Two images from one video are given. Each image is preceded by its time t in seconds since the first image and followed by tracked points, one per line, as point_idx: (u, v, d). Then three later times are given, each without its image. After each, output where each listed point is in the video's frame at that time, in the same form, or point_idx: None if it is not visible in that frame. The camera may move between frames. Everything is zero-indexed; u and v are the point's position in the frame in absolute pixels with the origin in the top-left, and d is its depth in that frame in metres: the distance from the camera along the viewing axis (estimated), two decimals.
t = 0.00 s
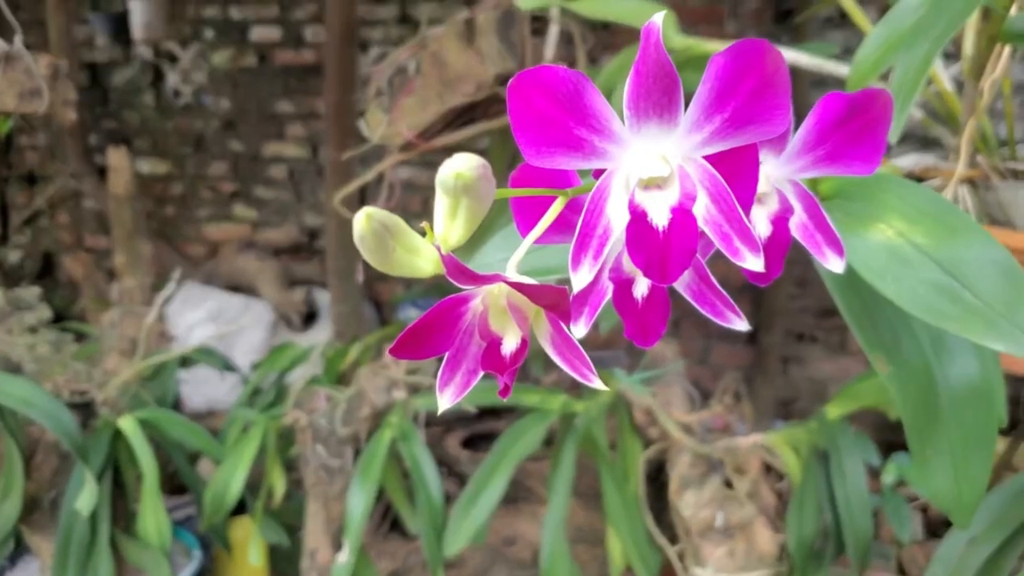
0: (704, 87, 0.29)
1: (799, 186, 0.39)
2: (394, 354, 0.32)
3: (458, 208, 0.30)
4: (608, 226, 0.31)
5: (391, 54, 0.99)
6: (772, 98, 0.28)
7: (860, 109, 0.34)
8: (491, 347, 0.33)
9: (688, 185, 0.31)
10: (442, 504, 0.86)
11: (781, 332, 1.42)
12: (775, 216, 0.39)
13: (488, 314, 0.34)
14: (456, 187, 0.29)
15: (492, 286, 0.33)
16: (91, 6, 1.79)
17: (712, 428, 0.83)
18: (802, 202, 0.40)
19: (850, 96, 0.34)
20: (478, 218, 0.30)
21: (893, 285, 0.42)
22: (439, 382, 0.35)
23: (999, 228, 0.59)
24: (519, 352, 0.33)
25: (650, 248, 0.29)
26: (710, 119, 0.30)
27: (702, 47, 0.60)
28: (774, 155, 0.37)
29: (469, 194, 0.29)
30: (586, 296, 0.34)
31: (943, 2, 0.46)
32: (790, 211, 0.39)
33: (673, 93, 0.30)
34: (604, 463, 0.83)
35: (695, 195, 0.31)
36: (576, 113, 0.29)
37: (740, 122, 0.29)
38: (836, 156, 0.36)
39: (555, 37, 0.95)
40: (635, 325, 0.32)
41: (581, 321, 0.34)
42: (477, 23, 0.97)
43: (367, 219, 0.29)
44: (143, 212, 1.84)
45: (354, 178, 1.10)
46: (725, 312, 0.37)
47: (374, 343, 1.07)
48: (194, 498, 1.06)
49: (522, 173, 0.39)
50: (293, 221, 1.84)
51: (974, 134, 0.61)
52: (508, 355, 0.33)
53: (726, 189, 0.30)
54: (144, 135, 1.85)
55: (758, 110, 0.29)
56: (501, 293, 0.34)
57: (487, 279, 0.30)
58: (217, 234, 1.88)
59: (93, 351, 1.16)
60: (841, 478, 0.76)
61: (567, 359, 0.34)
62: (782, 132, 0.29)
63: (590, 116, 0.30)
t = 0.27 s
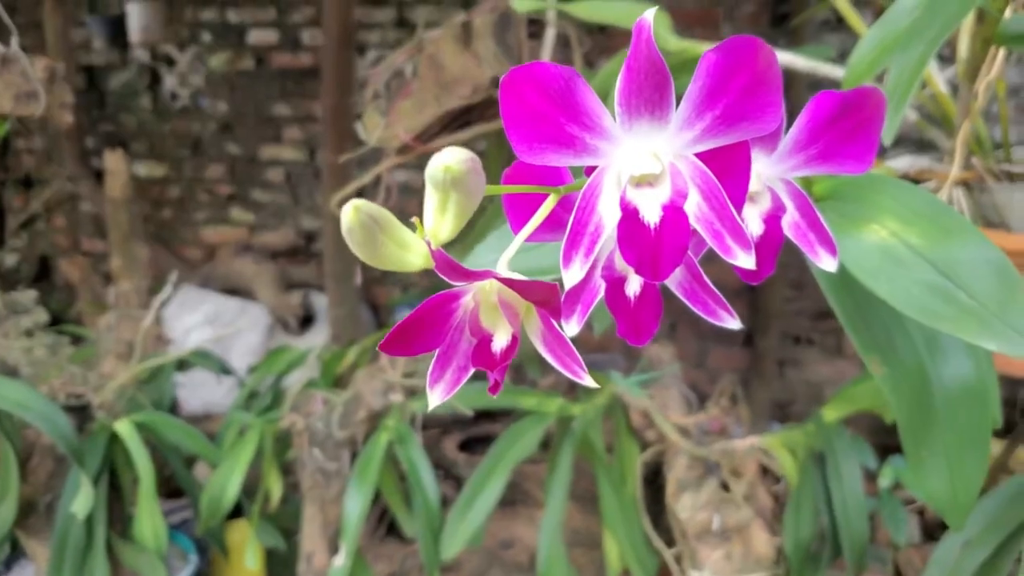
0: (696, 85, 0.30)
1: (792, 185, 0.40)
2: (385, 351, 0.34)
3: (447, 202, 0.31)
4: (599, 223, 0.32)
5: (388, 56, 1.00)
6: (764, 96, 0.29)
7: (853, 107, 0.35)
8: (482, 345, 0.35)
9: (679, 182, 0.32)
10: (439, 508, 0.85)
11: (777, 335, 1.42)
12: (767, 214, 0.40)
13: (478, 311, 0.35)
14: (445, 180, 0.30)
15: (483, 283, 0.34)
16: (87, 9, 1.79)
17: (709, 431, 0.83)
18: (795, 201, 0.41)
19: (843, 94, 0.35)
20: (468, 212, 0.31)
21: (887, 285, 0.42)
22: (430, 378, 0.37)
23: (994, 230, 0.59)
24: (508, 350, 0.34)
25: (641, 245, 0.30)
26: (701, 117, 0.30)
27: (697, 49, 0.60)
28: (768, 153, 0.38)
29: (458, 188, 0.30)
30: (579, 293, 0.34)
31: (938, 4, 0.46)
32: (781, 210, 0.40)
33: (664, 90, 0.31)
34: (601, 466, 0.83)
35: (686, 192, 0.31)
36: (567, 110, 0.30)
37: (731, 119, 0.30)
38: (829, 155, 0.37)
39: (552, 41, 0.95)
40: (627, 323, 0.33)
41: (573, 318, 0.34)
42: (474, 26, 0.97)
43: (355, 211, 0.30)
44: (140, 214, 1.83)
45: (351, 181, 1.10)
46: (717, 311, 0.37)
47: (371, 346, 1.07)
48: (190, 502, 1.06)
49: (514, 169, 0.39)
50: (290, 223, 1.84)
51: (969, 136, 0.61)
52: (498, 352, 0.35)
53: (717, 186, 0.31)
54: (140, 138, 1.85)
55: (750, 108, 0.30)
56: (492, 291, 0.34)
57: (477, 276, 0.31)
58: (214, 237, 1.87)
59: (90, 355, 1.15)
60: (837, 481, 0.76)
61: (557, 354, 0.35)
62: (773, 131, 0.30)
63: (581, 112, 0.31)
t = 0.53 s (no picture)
0: (688, 89, 0.30)
1: (786, 188, 0.41)
2: (379, 354, 0.34)
3: (440, 204, 0.30)
4: (593, 227, 0.32)
5: (387, 62, 1.00)
6: (757, 100, 0.30)
7: (846, 111, 0.37)
8: (476, 347, 0.35)
9: (672, 186, 0.32)
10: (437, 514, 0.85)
11: (776, 341, 1.42)
12: (761, 219, 0.41)
13: (473, 315, 0.35)
14: (437, 183, 0.30)
15: (477, 286, 0.34)
16: (86, 14, 1.79)
17: (707, 437, 0.83)
18: (788, 204, 0.41)
19: (838, 98, 0.36)
20: (461, 213, 0.31)
21: (883, 289, 0.42)
22: (425, 382, 0.37)
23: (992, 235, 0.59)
24: (503, 353, 0.34)
25: (635, 248, 0.30)
26: (694, 120, 0.31)
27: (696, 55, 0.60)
28: (762, 158, 0.39)
29: (450, 190, 0.30)
30: (574, 296, 0.34)
31: (935, 9, 0.47)
32: (775, 214, 0.41)
33: (657, 95, 0.31)
34: (600, 472, 0.83)
35: (680, 196, 0.32)
36: (560, 114, 0.31)
37: (724, 123, 0.31)
38: (824, 159, 0.38)
39: (551, 46, 0.95)
40: (622, 326, 0.33)
41: (568, 322, 0.34)
42: (472, 32, 0.97)
43: (347, 213, 0.30)
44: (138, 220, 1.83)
45: (350, 187, 1.10)
46: (712, 314, 0.37)
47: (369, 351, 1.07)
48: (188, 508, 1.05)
49: (509, 173, 0.39)
50: (289, 229, 1.84)
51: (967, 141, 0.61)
52: (492, 355, 0.35)
53: (710, 190, 0.31)
54: (139, 144, 1.85)
55: (743, 111, 0.30)
56: (486, 294, 0.35)
57: (471, 278, 0.31)
58: (212, 242, 1.87)
59: (88, 360, 1.15)
60: (836, 486, 0.76)
61: (551, 357, 0.35)
62: (766, 134, 0.31)
63: (574, 116, 0.31)
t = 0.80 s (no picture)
0: (680, 99, 0.32)
1: (779, 197, 0.42)
2: (373, 361, 0.34)
3: (432, 215, 0.31)
4: (586, 235, 0.33)
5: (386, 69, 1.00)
6: (748, 109, 0.31)
7: (839, 119, 0.38)
8: (470, 356, 0.35)
9: (665, 195, 0.33)
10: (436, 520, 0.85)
11: (775, 347, 1.42)
12: (755, 227, 0.41)
13: (467, 323, 0.35)
14: (429, 195, 0.31)
15: (471, 295, 0.35)
16: (85, 20, 1.79)
17: (707, 443, 0.83)
18: (782, 213, 0.42)
19: (830, 106, 0.38)
20: (453, 223, 0.32)
21: (879, 296, 0.42)
22: (419, 390, 0.37)
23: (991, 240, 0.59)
24: (497, 361, 0.35)
25: (627, 258, 0.31)
26: (685, 131, 0.32)
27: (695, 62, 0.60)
28: (756, 166, 0.40)
29: (441, 202, 0.31)
30: (570, 303, 0.36)
31: (932, 16, 0.47)
32: (769, 222, 0.42)
33: (648, 105, 0.32)
34: (599, 478, 0.83)
35: (672, 205, 0.33)
36: (553, 124, 0.32)
37: (714, 133, 0.32)
38: (819, 166, 0.39)
39: (549, 53, 0.96)
40: (617, 333, 0.35)
41: (564, 329, 0.36)
42: (472, 38, 0.97)
43: (338, 225, 0.30)
44: (137, 226, 1.83)
45: (349, 193, 1.10)
46: (705, 322, 0.38)
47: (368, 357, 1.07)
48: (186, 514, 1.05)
49: (504, 183, 0.40)
50: (288, 235, 1.84)
51: (966, 148, 0.61)
52: (486, 362, 0.35)
53: (701, 199, 0.32)
54: (138, 149, 1.85)
55: (733, 121, 0.31)
56: (480, 303, 0.35)
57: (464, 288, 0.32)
58: (211, 248, 1.87)
59: (86, 366, 1.15)
60: (835, 493, 0.76)
61: (544, 365, 0.36)
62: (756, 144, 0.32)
63: (567, 126, 0.32)
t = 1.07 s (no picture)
0: (664, 99, 0.32)
1: (767, 198, 0.43)
2: (358, 359, 0.34)
3: (414, 211, 0.31)
4: (572, 234, 0.33)
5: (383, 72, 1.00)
6: (732, 108, 0.31)
7: (827, 119, 0.39)
8: (456, 353, 0.36)
9: (650, 194, 0.33)
10: (433, 523, 0.85)
11: (772, 350, 1.42)
12: (743, 227, 0.42)
13: (453, 321, 0.36)
14: (409, 191, 0.31)
15: (456, 293, 0.35)
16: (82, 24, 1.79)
17: (703, 446, 0.83)
18: (769, 213, 0.43)
19: (818, 106, 0.39)
20: (435, 219, 0.32)
21: (869, 297, 0.42)
22: (405, 387, 0.38)
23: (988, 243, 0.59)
24: (482, 358, 0.36)
25: (612, 255, 0.31)
26: (670, 129, 0.32)
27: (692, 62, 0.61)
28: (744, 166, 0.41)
29: (423, 198, 0.31)
30: (559, 302, 0.37)
31: (927, 19, 0.47)
32: (757, 222, 0.42)
33: (633, 104, 0.33)
34: (596, 481, 0.83)
35: (657, 204, 0.33)
36: (539, 123, 0.32)
37: (698, 132, 0.32)
38: (805, 166, 0.40)
39: (546, 56, 0.96)
40: (604, 332, 0.35)
41: (553, 328, 0.37)
42: (469, 42, 0.97)
43: (317, 220, 0.31)
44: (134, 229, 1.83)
45: (346, 196, 1.10)
46: (692, 321, 0.39)
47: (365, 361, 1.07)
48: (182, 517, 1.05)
49: (492, 182, 0.41)
50: (284, 238, 1.84)
51: (963, 150, 0.62)
52: (471, 360, 0.36)
53: (687, 198, 0.33)
54: (135, 153, 1.85)
55: (717, 120, 0.31)
56: (465, 301, 0.36)
57: (448, 285, 0.33)
58: (208, 251, 1.87)
59: (83, 370, 1.15)
60: (832, 496, 0.76)
61: (531, 364, 0.36)
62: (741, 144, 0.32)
63: (552, 125, 0.32)
